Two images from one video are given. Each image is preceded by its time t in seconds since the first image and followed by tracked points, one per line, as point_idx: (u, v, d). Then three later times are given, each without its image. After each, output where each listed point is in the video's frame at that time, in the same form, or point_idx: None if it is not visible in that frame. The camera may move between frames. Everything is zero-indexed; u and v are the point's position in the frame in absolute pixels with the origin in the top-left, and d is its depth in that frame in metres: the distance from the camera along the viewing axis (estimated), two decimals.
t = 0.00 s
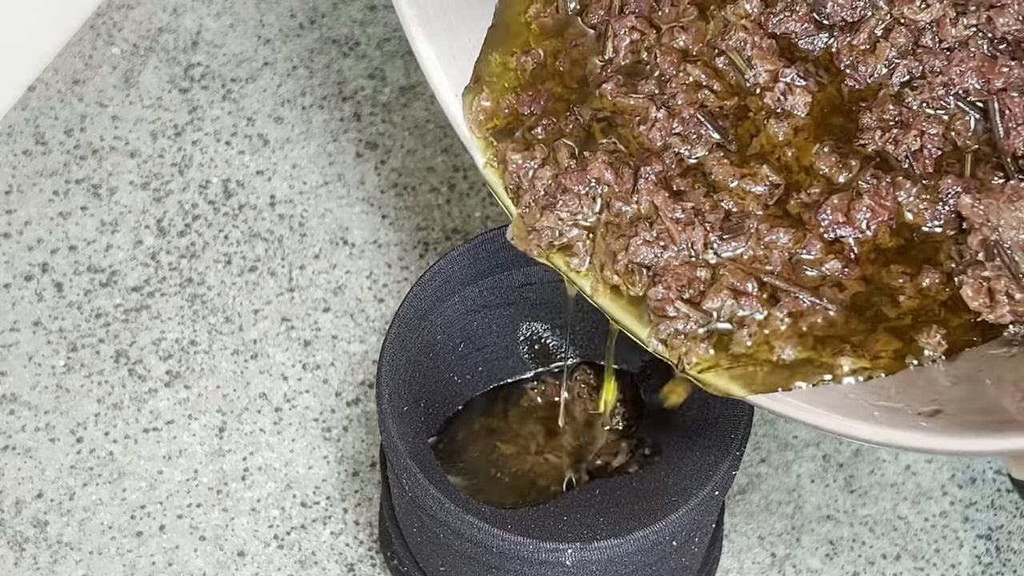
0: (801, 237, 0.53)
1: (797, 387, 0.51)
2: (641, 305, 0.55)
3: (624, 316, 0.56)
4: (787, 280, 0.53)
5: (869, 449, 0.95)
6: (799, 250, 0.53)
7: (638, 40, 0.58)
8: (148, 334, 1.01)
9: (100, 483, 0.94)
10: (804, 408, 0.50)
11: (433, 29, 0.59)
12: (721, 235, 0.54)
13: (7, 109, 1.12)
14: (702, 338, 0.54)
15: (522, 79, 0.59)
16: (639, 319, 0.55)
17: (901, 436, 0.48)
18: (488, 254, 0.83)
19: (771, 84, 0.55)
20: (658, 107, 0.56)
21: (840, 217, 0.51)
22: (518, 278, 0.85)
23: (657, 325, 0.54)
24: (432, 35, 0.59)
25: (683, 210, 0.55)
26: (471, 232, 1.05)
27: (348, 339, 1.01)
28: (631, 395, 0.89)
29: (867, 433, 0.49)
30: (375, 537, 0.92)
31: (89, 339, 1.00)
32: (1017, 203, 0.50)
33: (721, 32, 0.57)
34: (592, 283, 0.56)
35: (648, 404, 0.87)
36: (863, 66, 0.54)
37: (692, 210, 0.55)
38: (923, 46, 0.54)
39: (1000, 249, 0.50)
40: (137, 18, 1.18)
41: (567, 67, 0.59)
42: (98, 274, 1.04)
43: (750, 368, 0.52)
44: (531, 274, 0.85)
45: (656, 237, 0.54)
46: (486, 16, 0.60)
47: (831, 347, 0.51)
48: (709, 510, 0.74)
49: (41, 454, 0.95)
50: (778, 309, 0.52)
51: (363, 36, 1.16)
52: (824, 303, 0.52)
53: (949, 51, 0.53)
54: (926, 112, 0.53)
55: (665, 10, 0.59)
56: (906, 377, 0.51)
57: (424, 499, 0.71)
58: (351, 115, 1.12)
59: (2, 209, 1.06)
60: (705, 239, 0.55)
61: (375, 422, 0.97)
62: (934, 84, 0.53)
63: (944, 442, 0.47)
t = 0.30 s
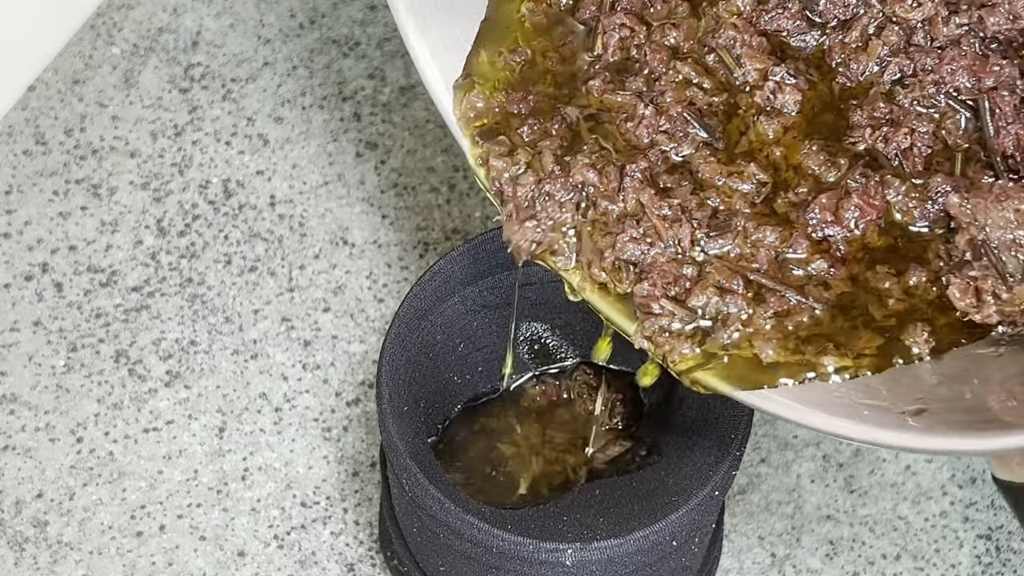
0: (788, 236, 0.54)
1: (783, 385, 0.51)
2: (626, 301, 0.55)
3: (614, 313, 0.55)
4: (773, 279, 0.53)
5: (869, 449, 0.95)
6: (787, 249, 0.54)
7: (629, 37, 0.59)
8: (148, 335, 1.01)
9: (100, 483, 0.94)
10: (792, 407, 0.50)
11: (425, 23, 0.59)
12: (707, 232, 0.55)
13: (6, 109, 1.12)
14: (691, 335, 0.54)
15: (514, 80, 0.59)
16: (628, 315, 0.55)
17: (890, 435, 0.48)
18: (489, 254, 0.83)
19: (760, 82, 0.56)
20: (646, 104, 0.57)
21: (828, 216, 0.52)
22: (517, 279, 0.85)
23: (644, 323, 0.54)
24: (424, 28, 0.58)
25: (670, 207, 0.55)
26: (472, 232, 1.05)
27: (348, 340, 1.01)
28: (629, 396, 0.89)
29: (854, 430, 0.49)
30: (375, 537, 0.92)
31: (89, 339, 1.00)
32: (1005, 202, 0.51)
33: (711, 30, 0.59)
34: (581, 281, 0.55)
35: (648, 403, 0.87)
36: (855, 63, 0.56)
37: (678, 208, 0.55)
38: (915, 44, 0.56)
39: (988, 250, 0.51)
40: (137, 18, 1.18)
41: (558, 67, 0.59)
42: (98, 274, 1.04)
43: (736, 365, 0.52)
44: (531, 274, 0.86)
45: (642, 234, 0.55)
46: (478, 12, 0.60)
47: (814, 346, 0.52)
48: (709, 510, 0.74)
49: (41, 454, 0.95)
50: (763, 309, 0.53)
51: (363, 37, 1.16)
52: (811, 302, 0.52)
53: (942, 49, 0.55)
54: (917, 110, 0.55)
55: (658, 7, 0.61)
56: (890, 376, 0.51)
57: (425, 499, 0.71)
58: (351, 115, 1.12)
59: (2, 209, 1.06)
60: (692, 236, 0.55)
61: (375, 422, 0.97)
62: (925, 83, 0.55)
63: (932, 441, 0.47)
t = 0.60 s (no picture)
0: (785, 236, 0.55)
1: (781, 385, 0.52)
2: (626, 301, 0.56)
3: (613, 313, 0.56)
4: (770, 279, 0.55)
5: (869, 449, 0.95)
6: (784, 249, 0.55)
7: (628, 38, 0.60)
8: (148, 335, 1.01)
9: (100, 483, 0.94)
10: (792, 407, 0.51)
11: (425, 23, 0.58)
12: (705, 233, 0.56)
13: (6, 109, 1.12)
14: (688, 339, 0.55)
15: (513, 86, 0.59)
16: (628, 316, 0.55)
17: (891, 434, 0.49)
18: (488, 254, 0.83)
19: (757, 84, 0.57)
20: (642, 106, 0.58)
21: (827, 217, 0.54)
22: (516, 279, 0.85)
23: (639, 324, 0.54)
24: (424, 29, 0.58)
25: (666, 208, 0.56)
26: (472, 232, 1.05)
27: (348, 340, 1.01)
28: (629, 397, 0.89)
29: (855, 430, 0.49)
30: (375, 537, 0.92)
31: (89, 339, 1.00)
32: (1004, 201, 0.52)
33: (710, 31, 0.60)
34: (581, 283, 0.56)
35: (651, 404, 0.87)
36: (854, 63, 0.57)
37: (675, 209, 0.56)
38: (914, 43, 0.58)
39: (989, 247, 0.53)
40: (137, 18, 1.18)
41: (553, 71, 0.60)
42: (98, 274, 1.04)
43: (736, 365, 0.53)
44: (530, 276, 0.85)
45: (639, 235, 0.55)
46: (477, 12, 0.61)
47: (811, 346, 0.53)
48: (710, 510, 0.74)
49: (41, 454, 0.95)
50: (763, 309, 0.54)
51: (363, 37, 1.16)
52: (808, 303, 0.54)
53: (940, 49, 0.57)
54: (915, 109, 0.56)
55: (656, 10, 0.61)
56: (890, 375, 0.52)
57: (425, 499, 0.71)
58: (351, 115, 1.12)
59: (2, 209, 1.06)
60: (690, 236, 0.56)
61: (375, 422, 0.97)
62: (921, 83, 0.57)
63: (934, 439, 0.48)
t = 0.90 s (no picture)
0: (788, 248, 0.55)
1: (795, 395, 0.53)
2: (632, 314, 0.57)
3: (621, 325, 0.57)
4: (774, 290, 0.55)
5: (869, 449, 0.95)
6: (788, 260, 0.55)
7: (628, 56, 0.60)
8: (148, 335, 1.01)
9: (100, 483, 0.94)
10: (796, 414, 0.52)
11: (434, 48, 0.58)
12: (709, 245, 0.56)
13: (6, 109, 1.12)
14: (692, 355, 0.55)
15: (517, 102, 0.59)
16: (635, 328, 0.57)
17: (893, 440, 0.49)
18: (487, 253, 0.83)
19: (759, 98, 0.57)
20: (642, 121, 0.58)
21: (831, 228, 0.54)
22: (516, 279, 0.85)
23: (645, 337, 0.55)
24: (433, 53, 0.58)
25: (669, 220, 0.57)
26: (472, 232, 1.05)
27: (348, 339, 1.01)
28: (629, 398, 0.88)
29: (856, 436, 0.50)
30: (375, 537, 0.92)
31: (89, 339, 1.00)
32: (1007, 209, 0.52)
33: (710, 45, 0.59)
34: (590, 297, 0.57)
35: (651, 404, 0.86)
36: (855, 75, 0.57)
37: (678, 221, 0.57)
38: (915, 56, 0.57)
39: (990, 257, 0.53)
40: (137, 18, 1.18)
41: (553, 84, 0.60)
42: (98, 274, 1.04)
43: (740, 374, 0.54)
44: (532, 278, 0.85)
45: (644, 247, 0.56)
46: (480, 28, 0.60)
47: (815, 356, 0.53)
48: (709, 510, 0.74)
49: (41, 454, 0.95)
50: (767, 321, 0.54)
51: (363, 37, 1.16)
52: (815, 314, 0.54)
53: (940, 61, 0.57)
54: (917, 120, 0.56)
55: (656, 26, 0.61)
56: (896, 385, 0.52)
57: (424, 499, 0.71)
58: (351, 115, 1.12)
59: (2, 209, 1.06)
60: (695, 249, 0.56)
61: (375, 422, 0.97)
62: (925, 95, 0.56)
63: (935, 445, 0.49)
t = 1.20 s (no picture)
0: (783, 257, 0.55)
1: (795, 404, 0.53)
2: (627, 323, 0.58)
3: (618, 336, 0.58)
4: (768, 299, 0.55)
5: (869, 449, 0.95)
6: (783, 269, 0.55)
7: (616, 69, 0.60)
8: (148, 335, 1.01)
9: (100, 483, 0.94)
10: (791, 421, 0.53)
11: (422, 52, 0.59)
12: (704, 255, 0.57)
13: (6, 109, 1.12)
14: (688, 362, 0.56)
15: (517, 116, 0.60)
16: (630, 337, 0.58)
17: (885, 447, 0.50)
18: (487, 254, 0.83)
19: (751, 110, 0.57)
20: (632, 133, 0.59)
21: (824, 237, 0.54)
22: (515, 280, 0.85)
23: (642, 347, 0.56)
24: (421, 57, 0.59)
25: (663, 231, 0.57)
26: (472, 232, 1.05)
27: (348, 339, 1.01)
28: (629, 399, 0.87)
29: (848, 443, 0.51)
30: (375, 537, 0.92)
31: (89, 339, 1.00)
32: (999, 215, 0.52)
33: (701, 57, 0.59)
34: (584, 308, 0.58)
35: (651, 405, 0.85)
36: (845, 86, 0.56)
37: (671, 232, 0.57)
38: (906, 65, 0.56)
39: (980, 267, 0.52)
40: (137, 17, 1.17)
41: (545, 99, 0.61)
42: (98, 274, 1.04)
43: (737, 383, 0.55)
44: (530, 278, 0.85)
45: (638, 258, 0.57)
46: (476, 41, 0.61)
47: (810, 365, 0.54)
48: (709, 510, 0.74)
49: (41, 454, 0.95)
50: (761, 331, 0.55)
51: (363, 37, 1.16)
52: (812, 324, 0.54)
53: (931, 71, 0.56)
54: (909, 129, 0.55)
55: (647, 38, 0.61)
56: (894, 393, 0.52)
57: (425, 499, 0.71)
58: (351, 115, 1.12)
59: (2, 209, 1.06)
60: (689, 259, 0.57)
61: (375, 421, 0.97)
62: (915, 108, 0.56)
63: (927, 454, 0.49)
